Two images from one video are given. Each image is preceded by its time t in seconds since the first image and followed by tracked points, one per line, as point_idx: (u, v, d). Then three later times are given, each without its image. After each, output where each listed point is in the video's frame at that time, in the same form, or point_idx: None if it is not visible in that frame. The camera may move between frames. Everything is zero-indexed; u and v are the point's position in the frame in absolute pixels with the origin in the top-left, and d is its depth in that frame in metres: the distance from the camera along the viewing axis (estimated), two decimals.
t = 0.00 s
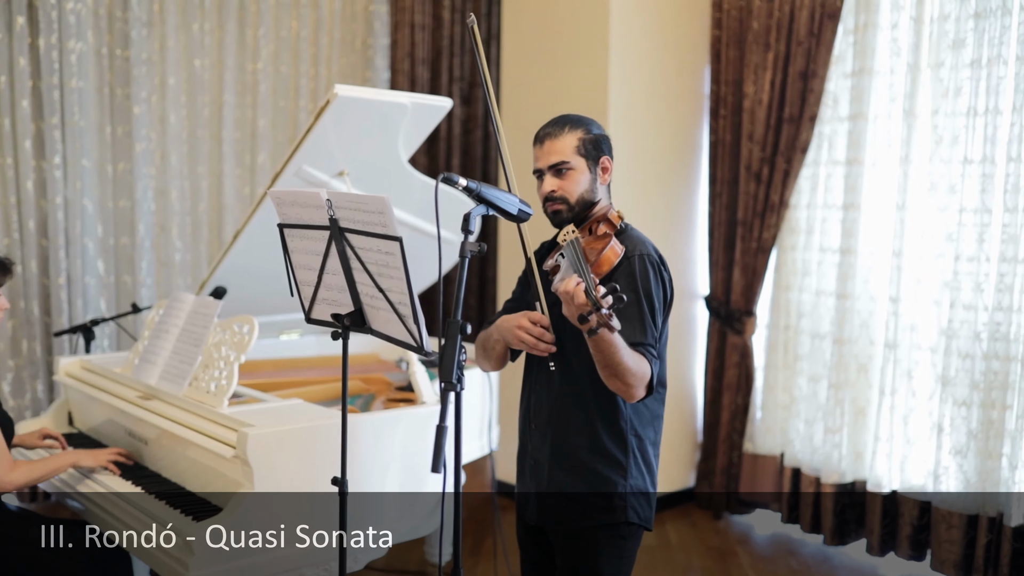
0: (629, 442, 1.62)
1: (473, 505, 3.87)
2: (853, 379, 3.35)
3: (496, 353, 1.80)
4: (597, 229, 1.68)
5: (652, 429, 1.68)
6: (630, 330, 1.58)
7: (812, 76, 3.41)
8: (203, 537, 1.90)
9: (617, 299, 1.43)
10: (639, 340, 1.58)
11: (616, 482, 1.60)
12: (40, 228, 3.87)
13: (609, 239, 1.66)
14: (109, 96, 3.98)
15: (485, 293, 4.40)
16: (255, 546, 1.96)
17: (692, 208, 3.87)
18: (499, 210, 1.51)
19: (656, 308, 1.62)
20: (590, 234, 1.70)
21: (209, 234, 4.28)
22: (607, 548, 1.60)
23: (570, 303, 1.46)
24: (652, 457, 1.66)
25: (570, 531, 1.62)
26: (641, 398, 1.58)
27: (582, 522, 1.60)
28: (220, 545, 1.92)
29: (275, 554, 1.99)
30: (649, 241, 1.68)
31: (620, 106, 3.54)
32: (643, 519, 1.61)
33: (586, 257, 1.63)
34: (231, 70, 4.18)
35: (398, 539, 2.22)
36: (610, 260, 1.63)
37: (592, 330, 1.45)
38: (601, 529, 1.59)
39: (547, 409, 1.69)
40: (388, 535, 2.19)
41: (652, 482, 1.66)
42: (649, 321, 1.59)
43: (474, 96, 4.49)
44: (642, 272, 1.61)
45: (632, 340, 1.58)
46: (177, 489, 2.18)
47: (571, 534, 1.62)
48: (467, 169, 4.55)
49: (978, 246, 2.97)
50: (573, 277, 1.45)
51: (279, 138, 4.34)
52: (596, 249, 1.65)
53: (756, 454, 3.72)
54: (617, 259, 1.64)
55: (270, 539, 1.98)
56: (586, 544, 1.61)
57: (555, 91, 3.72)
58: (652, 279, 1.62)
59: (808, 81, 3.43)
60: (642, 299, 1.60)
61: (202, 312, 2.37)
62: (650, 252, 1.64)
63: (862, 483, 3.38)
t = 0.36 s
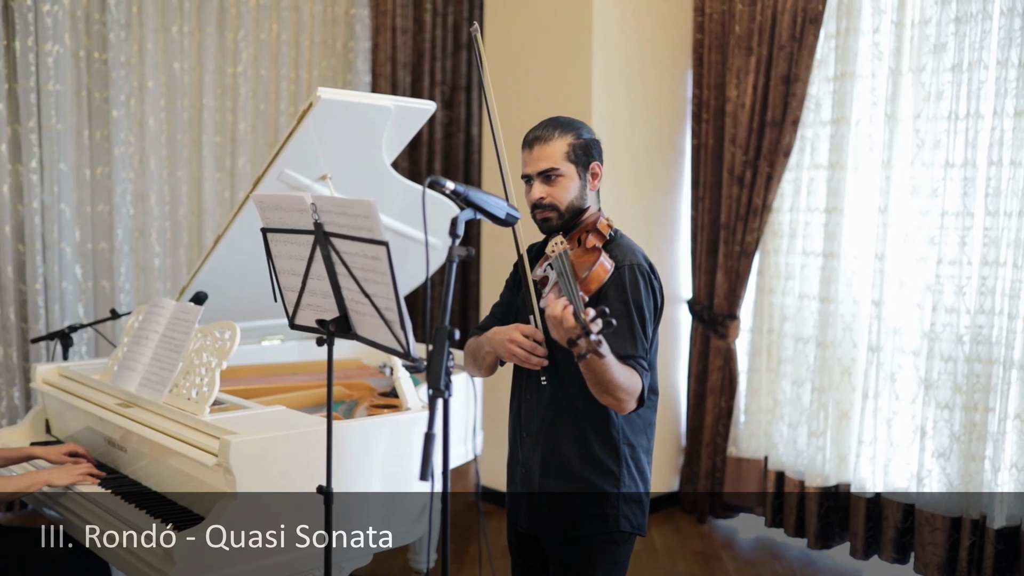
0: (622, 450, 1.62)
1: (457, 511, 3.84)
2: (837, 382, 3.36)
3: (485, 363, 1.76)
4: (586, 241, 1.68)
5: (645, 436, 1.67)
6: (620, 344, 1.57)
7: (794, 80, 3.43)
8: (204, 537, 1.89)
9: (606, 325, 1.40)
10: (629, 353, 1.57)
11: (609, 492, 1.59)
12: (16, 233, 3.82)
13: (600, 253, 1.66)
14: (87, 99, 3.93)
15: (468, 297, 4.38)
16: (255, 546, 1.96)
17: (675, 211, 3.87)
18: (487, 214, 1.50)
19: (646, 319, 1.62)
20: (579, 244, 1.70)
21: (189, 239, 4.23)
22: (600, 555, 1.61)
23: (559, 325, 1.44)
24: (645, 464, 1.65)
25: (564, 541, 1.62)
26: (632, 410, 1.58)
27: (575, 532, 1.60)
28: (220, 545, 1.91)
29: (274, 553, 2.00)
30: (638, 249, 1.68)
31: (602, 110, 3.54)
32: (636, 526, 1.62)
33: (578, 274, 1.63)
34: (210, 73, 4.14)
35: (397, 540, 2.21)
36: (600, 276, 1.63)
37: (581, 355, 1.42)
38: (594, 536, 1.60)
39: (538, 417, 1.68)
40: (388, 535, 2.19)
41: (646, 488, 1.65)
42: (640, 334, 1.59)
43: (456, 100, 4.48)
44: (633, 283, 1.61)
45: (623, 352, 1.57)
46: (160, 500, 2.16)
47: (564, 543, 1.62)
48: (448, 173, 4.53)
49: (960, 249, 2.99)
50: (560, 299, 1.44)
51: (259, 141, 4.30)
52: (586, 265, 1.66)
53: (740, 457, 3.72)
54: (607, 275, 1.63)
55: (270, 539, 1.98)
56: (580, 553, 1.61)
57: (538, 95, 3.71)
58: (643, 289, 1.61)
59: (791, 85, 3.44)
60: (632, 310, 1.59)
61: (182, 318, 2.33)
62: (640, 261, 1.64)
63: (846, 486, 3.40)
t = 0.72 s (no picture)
0: (610, 462, 1.60)
1: (446, 521, 3.82)
2: (826, 390, 3.37)
3: (483, 380, 1.74)
4: (580, 249, 1.68)
5: (633, 447, 1.66)
6: (613, 353, 1.56)
7: (781, 88, 3.44)
8: (204, 537, 1.88)
9: (603, 330, 1.41)
10: (621, 362, 1.55)
11: (597, 504, 1.58)
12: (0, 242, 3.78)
13: (594, 262, 1.64)
14: (72, 108, 3.90)
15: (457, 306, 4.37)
16: (254, 546, 1.96)
17: (664, 219, 3.87)
18: (474, 222, 1.48)
19: (638, 329, 1.61)
20: (572, 252, 1.70)
21: (176, 248, 4.20)
22: (587, 567, 1.59)
23: (555, 332, 1.43)
24: (632, 475, 1.64)
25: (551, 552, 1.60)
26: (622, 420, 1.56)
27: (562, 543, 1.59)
28: (220, 545, 1.91)
29: (274, 553, 2.00)
30: (631, 259, 1.68)
31: (590, 118, 3.53)
32: (622, 538, 1.61)
33: (572, 281, 1.62)
34: (197, 81, 4.12)
35: (397, 541, 2.21)
36: (595, 284, 1.62)
37: (576, 362, 1.41)
38: (581, 548, 1.59)
39: (526, 428, 1.67)
40: (389, 535, 2.19)
41: (633, 501, 1.64)
42: (632, 344, 1.58)
43: (444, 108, 4.47)
44: (626, 292, 1.61)
45: (614, 362, 1.55)
46: (146, 511, 2.15)
47: (551, 553, 1.61)
48: (437, 181, 4.52)
49: (948, 257, 3.00)
50: (555, 306, 1.43)
51: (246, 150, 4.28)
52: (580, 271, 1.64)
53: (729, 466, 3.71)
54: (602, 282, 1.62)
55: (270, 539, 1.98)
56: (566, 563, 1.60)
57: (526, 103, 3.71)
58: (636, 299, 1.61)
59: (778, 94, 3.45)
60: (625, 319, 1.58)
61: (168, 328, 2.31)
62: (633, 271, 1.64)
63: (836, 494, 3.40)
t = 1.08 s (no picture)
0: (596, 467, 1.57)
1: (436, 523, 3.78)
2: (820, 392, 3.34)
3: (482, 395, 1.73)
4: (565, 250, 1.64)
5: (621, 451, 1.62)
6: (596, 358, 1.52)
7: (774, 86, 3.41)
8: (203, 537, 1.88)
9: (583, 339, 1.37)
10: (605, 366, 1.52)
11: (581, 510, 1.55)
12: None
13: (578, 265, 1.61)
14: (59, 107, 3.86)
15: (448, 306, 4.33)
16: (255, 547, 1.95)
17: (656, 219, 3.84)
18: (455, 221, 1.45)
19: (624, 331, 1.57)
20: (557, 253, 1.66)
21: (164, 248, 4.16)
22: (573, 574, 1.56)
23: (535, 337, 1.41)
24: (620, 481, 1.61)
25: (535, 558, 1.57)
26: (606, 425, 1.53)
27: (546, 548, 1.56)
28: (220, 545, 1.90)
29: (274, 554, 1.98)
30: (618, 260, 1.65)
31: (582, 117, 3.49)
32: (608, 545, 1.58)
33: (555, 284, 1.59)
34: (186, 80, 4.08)
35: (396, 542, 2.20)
36: (578, 287, 1.58)
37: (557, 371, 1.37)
38: (566, 555, 1.56)
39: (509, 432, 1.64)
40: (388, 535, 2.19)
41: (620, 508, 1.60)
42: (617, 347, 1.54)
43: (436, 107, 4.44)
44: (612, 294, 1.57)
45: (598, 366, 1.52)
46: (126, 516, 2.11)
47: (535, 563, 1.58)
48: (428, 181, 4.48)
49: (942, 256, 2.97)
50: (536, 312, 1.42)
51: (235, 149, 4.24)
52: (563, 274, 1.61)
53: (723, 468, 3.68)
54: (586, 286, 1.59)
55: (270, 539, 1.97)
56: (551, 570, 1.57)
57: (517, 101, 3.67)
58: (621, 301, 1.57)
59: (771, 92, 3.42)
60: (610, 322, 1.55)
61: (150, 329, 2.27)
62: (619, 271, 1.61)
63: (830, 496, 3.37)
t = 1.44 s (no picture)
0: (582, 470, 1.56)
1: (433, 525, 3.74)
2: (822, 393, 3.30)
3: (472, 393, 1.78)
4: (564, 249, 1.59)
5: (608, 456, 1.62)
6: (588, 355, 1.49)
7: (776, 84, 3.37)
8: (204, 537, 1.86)
9: (578, 342, 1.34)
10: (596, 367, 1.48)
11: (566, 513, 1.55)
12: None
13: (578, 265, 1.56)
14: (54, 104, 3.82)
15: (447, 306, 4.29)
16: (255, 546, 1.94)
17: (656, 219, 3.79)
18: (445, 219, 1.42)
19: (618, 333, 1.54)
20: (556, 252, 1.62)
21: (160, 247, 4.12)
22: None
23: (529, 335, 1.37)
24: (608, 488, 1.60)
25: (519, 560, 1.57)
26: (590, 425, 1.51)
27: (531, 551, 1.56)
28: (220, 545, 1.88)
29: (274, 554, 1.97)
30: (619, 260, 1.61)
31: (581, 115, 3.46)
32: (592, 552, 1.57)
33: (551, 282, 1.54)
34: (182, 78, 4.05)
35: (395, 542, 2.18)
36: (575, 288, 1.53)
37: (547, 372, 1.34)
38: (549, 560, 1.55)
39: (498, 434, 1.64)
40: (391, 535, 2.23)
41: (606, 515, 1.60)
42: (609, 347, 1.51)
43: (434, 106, 4.40)
44: (608, 294, 1.53)
45: (588, 366, 1.49)
46: (113, 518, 2.06)
47: (519, 564, 1.58)
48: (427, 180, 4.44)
49: (946, 255, 2.93)
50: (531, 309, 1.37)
51: (232, 148, 4.20)
52: (559, 273, 1.56)
53: (723, 469, 3.64)
54: (583, 287, 1.54)
55: (270, 539, 1.96)
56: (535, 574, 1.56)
57: (515, 98, 3.63)
58: (618, 302, 1.54)
59: (773, 90, 3.38)
60: (604, 323, 1.51)
61: (141, 329, 2.23)
62: (618, 272, 1.57)
63: (831, 499, 3.33)
